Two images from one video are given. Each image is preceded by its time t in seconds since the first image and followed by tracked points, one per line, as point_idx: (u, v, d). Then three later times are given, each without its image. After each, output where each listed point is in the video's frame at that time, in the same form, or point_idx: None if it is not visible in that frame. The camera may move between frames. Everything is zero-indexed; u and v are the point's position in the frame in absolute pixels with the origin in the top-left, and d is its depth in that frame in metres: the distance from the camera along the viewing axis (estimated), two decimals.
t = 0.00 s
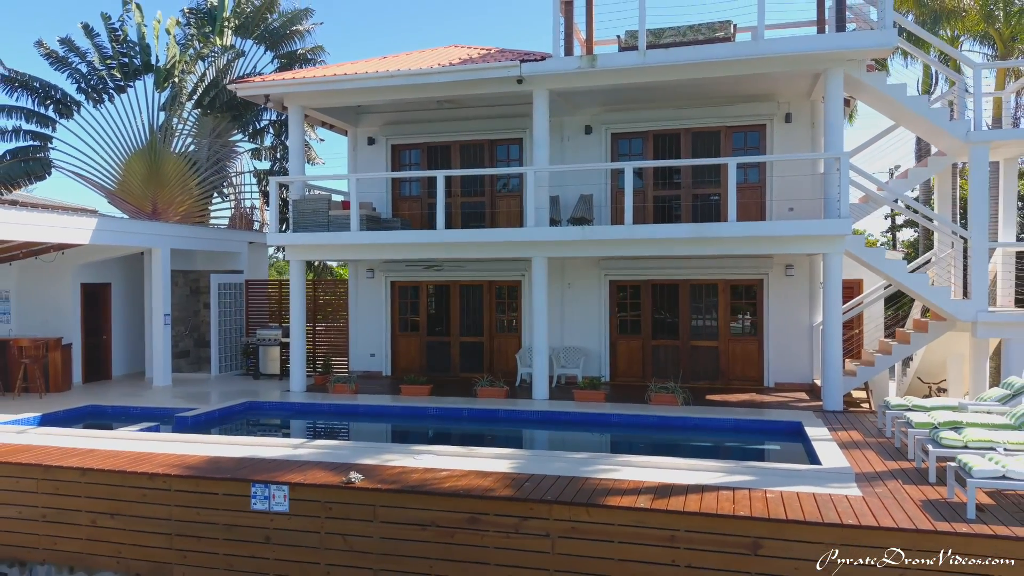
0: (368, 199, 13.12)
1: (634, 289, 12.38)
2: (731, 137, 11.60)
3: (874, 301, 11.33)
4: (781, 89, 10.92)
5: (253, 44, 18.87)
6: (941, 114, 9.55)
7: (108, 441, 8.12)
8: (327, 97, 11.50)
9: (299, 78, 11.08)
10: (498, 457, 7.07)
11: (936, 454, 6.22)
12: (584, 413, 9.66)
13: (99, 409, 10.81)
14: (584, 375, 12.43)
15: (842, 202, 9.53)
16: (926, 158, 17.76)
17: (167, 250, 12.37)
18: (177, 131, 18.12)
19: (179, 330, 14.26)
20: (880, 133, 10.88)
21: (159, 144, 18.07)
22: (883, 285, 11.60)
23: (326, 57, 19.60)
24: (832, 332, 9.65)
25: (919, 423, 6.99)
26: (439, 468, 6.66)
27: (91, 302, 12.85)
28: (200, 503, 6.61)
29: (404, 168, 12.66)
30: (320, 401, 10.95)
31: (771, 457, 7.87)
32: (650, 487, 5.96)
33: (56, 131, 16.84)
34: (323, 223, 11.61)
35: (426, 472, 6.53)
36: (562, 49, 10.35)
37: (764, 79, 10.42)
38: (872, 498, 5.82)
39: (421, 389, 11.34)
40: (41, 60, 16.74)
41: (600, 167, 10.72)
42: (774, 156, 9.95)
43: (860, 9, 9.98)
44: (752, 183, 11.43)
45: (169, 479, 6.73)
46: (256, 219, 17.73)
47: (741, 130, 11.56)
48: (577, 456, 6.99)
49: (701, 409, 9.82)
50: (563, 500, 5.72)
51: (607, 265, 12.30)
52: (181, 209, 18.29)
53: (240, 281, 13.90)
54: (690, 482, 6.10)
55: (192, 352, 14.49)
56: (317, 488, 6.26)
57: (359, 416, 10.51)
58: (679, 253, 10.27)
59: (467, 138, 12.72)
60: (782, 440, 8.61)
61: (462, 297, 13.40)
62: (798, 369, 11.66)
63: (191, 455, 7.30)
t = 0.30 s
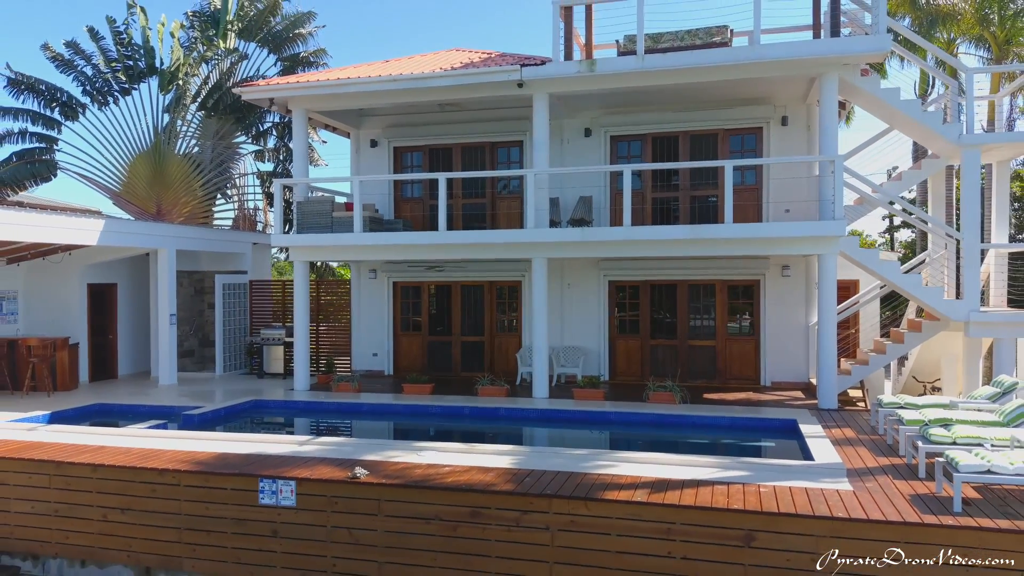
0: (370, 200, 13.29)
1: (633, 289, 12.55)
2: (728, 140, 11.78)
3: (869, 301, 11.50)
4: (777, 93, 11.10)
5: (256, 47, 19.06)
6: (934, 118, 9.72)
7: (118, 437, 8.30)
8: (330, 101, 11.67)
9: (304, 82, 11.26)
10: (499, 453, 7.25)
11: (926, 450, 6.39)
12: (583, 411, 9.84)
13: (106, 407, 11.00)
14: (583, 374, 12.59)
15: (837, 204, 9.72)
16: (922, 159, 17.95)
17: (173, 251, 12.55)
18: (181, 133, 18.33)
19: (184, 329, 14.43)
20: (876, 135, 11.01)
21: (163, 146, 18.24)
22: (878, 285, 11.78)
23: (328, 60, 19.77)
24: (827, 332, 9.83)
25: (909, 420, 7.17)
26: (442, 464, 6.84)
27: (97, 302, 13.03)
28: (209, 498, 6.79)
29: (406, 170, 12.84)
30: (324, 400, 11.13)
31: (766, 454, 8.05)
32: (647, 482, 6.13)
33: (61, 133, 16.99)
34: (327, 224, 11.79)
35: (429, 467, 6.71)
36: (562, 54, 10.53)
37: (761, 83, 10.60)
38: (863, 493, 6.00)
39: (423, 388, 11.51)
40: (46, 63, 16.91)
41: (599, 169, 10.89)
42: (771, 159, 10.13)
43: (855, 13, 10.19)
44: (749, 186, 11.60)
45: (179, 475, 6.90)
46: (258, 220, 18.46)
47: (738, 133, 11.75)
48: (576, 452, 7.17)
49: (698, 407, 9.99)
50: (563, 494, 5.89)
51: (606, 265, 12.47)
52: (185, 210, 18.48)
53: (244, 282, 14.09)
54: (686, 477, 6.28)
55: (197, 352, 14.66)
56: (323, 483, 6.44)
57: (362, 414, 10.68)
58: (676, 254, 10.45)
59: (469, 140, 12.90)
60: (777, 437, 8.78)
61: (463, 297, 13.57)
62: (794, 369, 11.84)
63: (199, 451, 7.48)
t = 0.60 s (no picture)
0: (373, 202, 13.47)
1: (632, 289, 12.73)
2: (725, 142, 11.96)
3: (865, 300, 11.68)
4: (773, 96, 11.28)
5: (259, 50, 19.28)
6: (927, 122, 9.91)
7: (127, 434, 8.49)
8: (334, 104, 11.86)
9: (308, 86, 11.46)
10: (500, 450, 7.42)
11: (915, 446, 6.57)
12: (583, 409, 10.02)
13: (113, 405, 11.18)
14: (583, 373, 12.77)
15: (831, 206, 9.91)
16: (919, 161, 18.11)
17: (179, 252, 12.74)
18: (185, 135, 18.50)
19: (189, 329, 14.59)
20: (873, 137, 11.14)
21: (168, 148, 18.40)
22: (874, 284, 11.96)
23: (331, 63, 19.96)
24: (821, 332, 10.01)
25: (901, 417, 7.34)
26: (444, 459, 7.02)
27: (103, 302, 13.21)
28: (217, 493, 6.97)
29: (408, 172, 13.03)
30: (328, 398, 11.30)
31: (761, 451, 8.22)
32: (644, 477, 6.31)
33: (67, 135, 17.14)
34: (330, 225, 11.97)
35: (432, 463, 6.88)
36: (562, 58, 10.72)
37: (757, 87, 10.78)
38: (853, 487, 6.18)
39: (425, 387, 11.69)
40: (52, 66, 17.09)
41: (598, 171, 11.08)
42: (766, 162, 10.32)
43: (850, 18, 10.36)
44: (746, 187, 11.76)
45: (188, 470, 7.08)
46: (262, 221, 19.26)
47: (735, 135, 11.93)
48: (575, 449, 7.35)
49: (696, 405, 10.17)
50: (562, 489, 6.07)
51: (606, 266, 12.64)
52: (189, 212, 18.47)
53: (248, 282, 14.28)
54: (682, 472, 6.45)
55: (201, 351, 14.83)
56: (328, 478, 6.62)
57: (365, 412, 10.86)
58: (674, 255, 10.63)
59: (470, 143, 13.09)
60: (772, 435, 8.95)
61: (464, 297, 13.74)
62: (790, 367, 12.04)
63: (207, 447, 7.65)
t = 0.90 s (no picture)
0: (375, 204, 13.67)
1: (630, 289, 12.92)
2: (722, 145, 12.15)
3: (860, 300, 11.86)
4: (769, 100, 11.48)
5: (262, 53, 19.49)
6: (920, 125, 10.11)
7: (136, 431, 8.68)
8: (337, 107, 12.06)
9: (312, 90, 11.66)
10: (500, 446, 7.62)
11: (905, 441, 6.76)
12: (581, 407, 10.21)
13: (121, 404, 11.36)
14: (582, 372, 12.96)
15: (825, 207, 10.10)
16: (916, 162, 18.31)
17: (184, 253, 12.93)
18: (188, 137, 18.70)
19: (194, 329, 14.77)
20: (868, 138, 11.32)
21: (172, 150, 18.64)
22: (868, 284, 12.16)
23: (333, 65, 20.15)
24: (816, 331, 10.20)
25: (891, 413, 7.54)
26: (446, 455, 7.21)
27: (110, 302, 13.40)
28: (225, 487, 7.16)
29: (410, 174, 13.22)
30: (331, 396, 11.50)
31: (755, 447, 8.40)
32: (641, 471, 6.51)
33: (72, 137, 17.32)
34: (333, 227, 12.17)
35: (434, 458, 7.08)
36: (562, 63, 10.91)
37: (753, 91, 10.98)
38: (844, 481, 6.36)
39: (426, 385, 11.88)
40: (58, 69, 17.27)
41: (597, 174, 11.28)
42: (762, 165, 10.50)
43: (844, 23, 10.56)
44: (743, 190, 11.94)
45: (196, 466, 7.26)
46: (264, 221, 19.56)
47: (732, 138, 12.12)
48: (574, 445, 7.55)
49: (693, 403, 10.37)
50: (561, 483, 6.26)
51: (605, 267, 12.83)
52: (193, 212, 18.89)
53: (251, 282, 14.49)
54: (678, 467, 6.65)
55: (206, 351, 15.02)
56: (334, 472, 6.81)
57: (368, 410, 11.05)
58: (671, 255, 10.82)
59: (471, 145, 13.28)
60: (767, 432, 9.14)
61: (466, 297, 13.94)
62: (786, 367, 12.23)
63: (215, 443, 7.85)
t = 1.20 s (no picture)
0: (378, 205, 13.88)
1: (629, 289, 13.12)
2: (719, 147, 12.35)
3: (855, 300, 12.05)
4: (765, 103, 11.67)
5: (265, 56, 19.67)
6: (912, 128, 10.30)
7: (144, 428, 8.88)
8: (341, 110, 12.26)
9: (315, 93, 11.86)
10: (501, 442, 7.82)
11: (894, 437, 6.95)
12: (580, 404, 10.40)
13: (128, 401, 11.56)
14: (581, 371, 13.16)
15: (819, 209, 10.31)
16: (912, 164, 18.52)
17: (190, 253, 13.13)
18: (192, 139, 18.90)
19: (198, 328, 14.97)
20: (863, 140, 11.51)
21: (176, 152, 18.80)
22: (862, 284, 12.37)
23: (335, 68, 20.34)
24: (811, 331, 10.41)
25: (882, 410, 7.73)
26: (448, 450, 7.40)
27: (116, 302, 13.61)
28: (233, 482, 7.35)
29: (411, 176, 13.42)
30: (335, 394, 11.71)
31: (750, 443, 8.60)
32: (637, 466, 6.71)
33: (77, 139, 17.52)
34: (337, 228, 12.37)
35: (436, 453, 7.28)
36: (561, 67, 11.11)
37: (749, 95, 11.17)
38: (833, 475, 6.56)
39: (428, 383, 12.09)
40: (64, 72, 17.47)
41: (596, 176, 11.47)
42: (758, 167, 10.70)
43: (838, 28, 10.73)
44: (739, 191, 12.15)
45: (205, 461, 7.46)
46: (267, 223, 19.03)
47: (728, 140, 12.31)
48: (572, 441, 7.75)
49: (689, 400, 10.58)
50: (560, 477, 6.46)
51: (604, 267, 13.03)
52: (197, 213, 19.30)
53: (255, 282, 14.69)
54: (673, 462, 6.84)
55: (211, 350, 15.23)
56: (339, 467, 7.01)
57: (371, 408, 11.26)
58: (669, 256, 11.02)
59: (472, 148, 13.48)
60: (761, 428, 9.34)
61: (467, 297, 14.14)
62: (781, 365, 12.44)
63: (223, 439, 8.05)
